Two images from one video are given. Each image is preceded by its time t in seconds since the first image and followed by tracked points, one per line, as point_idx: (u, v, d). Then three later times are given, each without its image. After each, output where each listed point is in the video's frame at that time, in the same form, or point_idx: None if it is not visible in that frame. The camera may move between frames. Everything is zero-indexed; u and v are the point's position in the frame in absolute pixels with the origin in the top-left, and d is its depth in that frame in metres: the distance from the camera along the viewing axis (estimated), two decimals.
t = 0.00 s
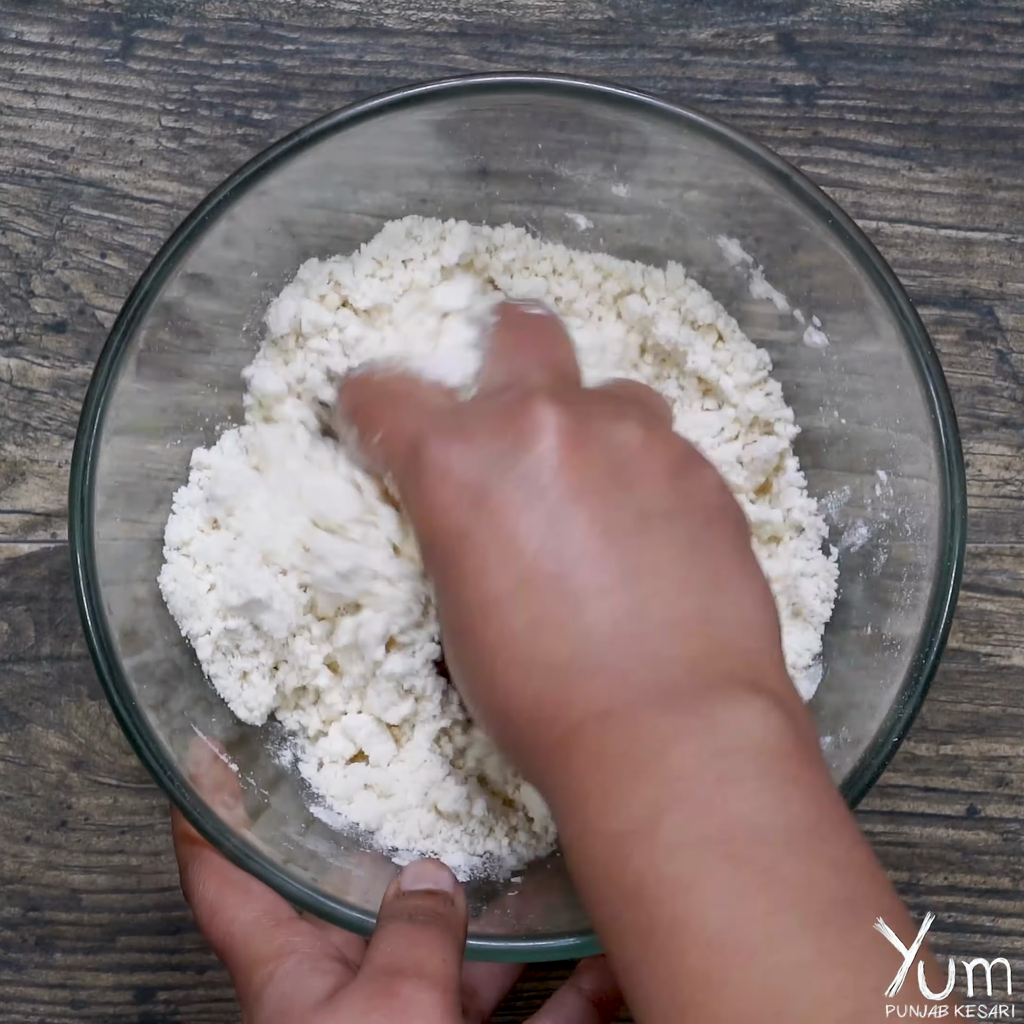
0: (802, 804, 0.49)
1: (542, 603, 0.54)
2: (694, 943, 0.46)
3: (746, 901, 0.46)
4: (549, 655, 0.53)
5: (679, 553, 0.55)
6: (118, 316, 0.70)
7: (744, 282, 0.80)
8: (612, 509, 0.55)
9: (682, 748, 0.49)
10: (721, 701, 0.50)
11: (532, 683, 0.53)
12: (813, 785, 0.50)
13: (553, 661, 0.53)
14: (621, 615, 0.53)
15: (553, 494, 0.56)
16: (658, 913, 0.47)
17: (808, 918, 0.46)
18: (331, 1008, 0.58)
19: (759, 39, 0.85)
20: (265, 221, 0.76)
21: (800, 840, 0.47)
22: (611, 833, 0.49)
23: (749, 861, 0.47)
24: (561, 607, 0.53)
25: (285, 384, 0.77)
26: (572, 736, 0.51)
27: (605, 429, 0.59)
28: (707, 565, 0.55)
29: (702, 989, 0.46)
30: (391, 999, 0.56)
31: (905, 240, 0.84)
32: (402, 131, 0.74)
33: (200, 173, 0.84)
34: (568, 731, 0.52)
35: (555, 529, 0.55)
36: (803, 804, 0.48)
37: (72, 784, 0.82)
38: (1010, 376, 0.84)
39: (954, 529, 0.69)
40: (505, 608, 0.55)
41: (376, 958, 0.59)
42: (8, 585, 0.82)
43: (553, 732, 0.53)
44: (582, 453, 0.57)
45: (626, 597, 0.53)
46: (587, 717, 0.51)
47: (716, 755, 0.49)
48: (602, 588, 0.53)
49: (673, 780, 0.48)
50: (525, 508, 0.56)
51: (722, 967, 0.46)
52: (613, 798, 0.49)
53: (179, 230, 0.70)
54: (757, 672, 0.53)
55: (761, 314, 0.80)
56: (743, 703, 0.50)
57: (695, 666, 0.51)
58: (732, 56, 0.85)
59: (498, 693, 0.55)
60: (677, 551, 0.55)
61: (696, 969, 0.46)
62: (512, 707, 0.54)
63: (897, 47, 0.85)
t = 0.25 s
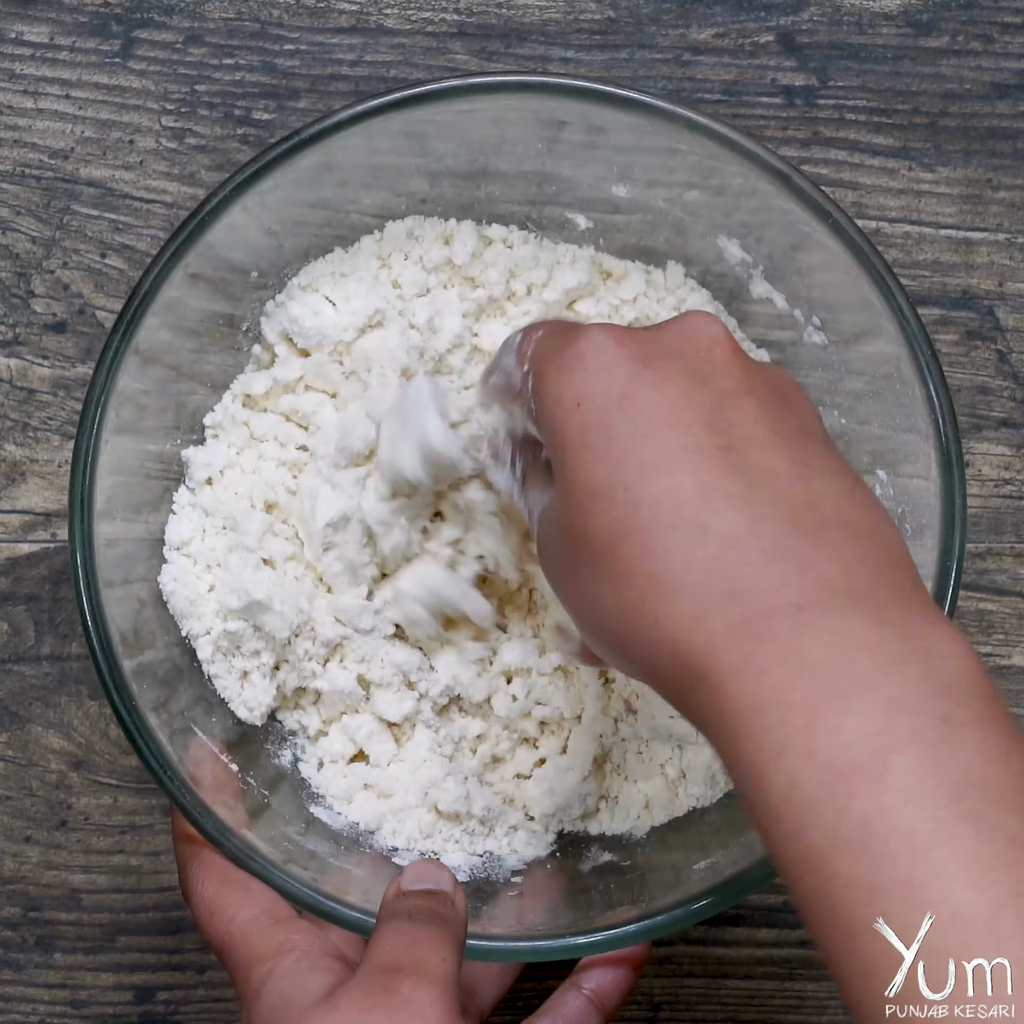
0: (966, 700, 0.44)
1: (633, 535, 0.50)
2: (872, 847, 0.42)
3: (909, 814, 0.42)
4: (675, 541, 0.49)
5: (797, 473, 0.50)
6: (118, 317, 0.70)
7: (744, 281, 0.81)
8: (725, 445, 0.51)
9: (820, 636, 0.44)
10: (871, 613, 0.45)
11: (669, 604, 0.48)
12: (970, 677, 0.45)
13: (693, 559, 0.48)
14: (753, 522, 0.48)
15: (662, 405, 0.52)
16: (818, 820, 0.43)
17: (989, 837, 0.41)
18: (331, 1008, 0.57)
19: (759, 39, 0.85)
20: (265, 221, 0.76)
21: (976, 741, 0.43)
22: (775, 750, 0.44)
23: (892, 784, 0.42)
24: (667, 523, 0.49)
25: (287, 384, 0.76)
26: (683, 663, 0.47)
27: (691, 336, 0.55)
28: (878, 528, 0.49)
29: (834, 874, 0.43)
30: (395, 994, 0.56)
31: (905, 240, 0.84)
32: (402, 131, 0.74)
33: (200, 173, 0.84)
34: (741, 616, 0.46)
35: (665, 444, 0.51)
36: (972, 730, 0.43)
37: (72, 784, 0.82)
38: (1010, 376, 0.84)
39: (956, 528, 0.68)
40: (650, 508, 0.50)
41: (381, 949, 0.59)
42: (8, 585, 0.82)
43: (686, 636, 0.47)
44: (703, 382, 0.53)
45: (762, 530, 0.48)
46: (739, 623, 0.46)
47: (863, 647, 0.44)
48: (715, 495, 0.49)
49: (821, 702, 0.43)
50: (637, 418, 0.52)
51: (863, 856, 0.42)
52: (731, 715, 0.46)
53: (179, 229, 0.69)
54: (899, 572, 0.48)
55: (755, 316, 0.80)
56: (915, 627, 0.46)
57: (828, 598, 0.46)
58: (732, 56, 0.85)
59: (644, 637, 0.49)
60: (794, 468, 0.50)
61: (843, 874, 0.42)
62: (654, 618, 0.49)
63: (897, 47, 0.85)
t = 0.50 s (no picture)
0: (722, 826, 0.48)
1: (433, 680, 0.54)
2: (662, 987, 0.46)
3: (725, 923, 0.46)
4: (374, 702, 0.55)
5: (561, 660, 0.55)
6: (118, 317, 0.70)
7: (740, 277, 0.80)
8: (475, 585, 0.59)
9: (599, 826, 0.48)
10: (711, 826, 0.48)
11: (444, 783, 0.52)
12: (756, 825, 0.49)
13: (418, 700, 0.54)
14: (524, 697, 0.53)
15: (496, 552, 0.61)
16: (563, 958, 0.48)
17: (748, 991, 0.45)
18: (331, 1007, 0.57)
19: (759, 39, 0.85)
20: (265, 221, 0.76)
21: (789, 887, 0.48)
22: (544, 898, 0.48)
23: (700, 910, 0.47)
24: (435, 691, 0.54)
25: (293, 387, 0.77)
26: (393, 790, 0.53)
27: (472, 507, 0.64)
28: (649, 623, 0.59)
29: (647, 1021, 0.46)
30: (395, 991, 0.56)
31: (905, 240, 0.84)
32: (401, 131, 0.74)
33: (200, 173, 0.84)
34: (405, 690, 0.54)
35: (476, 629, 0.56)
36: (743, 872, 0.47)
37: (72, 784, 0.82)
38: (1010, 376, 0.84)
39: (954, 525, 0.69)
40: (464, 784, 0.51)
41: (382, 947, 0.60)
42: (8, 585, 0.82)
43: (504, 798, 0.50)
44: (477, 549, 0.61)
45: (552, 719, 0.52)
46: (479, 797, 0.51)
47: (634, 811, 0.48)
48: (502, 664, 0.54)
49: (638, 869, 0.47)
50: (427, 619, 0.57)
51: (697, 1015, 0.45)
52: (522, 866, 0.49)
53: (179, 230, 0.69)
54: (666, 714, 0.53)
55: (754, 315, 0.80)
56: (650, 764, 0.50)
57: (595, 772, 0.50)
58: (732, 56, 0.85)
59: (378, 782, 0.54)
60: (566, 644, 0.55)
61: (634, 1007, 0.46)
62: (401, 741, 0.54)
63: (897, 47, 0.85)
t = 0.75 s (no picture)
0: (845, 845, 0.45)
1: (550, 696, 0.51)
2: (787, 1003, 0.44)
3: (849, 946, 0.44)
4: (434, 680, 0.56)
5: (686, 677, 0.50)
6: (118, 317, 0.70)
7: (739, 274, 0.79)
8: (598, 595, 0.54)
9: (704, 838, 0.46)
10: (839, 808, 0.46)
11: (574, 796, 0.49)
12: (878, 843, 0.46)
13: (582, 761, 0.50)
14: (649, 717, 0.49)
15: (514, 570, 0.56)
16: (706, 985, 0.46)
17: (862, 921, 0.44)
18: (334, 1007, 0.57)
19: (759, 39, 0.85)
20: (266, 221, 0.76)
21: (864, 857, 0.45)
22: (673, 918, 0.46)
23: (811, 945, 0.44)
24: (561, 711, 0.50)
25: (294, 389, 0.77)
26: (509, 790, 0.52)
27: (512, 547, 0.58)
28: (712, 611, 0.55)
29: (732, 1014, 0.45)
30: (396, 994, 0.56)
31: (905, 240, 0.84)
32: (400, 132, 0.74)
33: (200, 173, 0.84)
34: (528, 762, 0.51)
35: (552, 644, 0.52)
36: (858, 866, 0.45)
37: (72, 784, 0.82)
38: (1010, 376, 0.84)
39: (954, 519, 0.69)
40: (499, 754, 0.52)
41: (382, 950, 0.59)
42: (8, 585, 0.82)
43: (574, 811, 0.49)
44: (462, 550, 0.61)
45: (614, 681, 0.50)
46: (617, 813, 0.48)
47: (787, 833, 0.45)
48: (628, 686, 0.50)
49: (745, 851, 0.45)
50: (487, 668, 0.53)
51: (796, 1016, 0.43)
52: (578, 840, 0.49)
53: (179, 230, 0.69)
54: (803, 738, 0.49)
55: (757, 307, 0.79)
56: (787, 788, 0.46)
57: (724, 781, 0.46)
58: (732, 56, 0.85)
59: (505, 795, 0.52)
60: (684, 670, 0.50)
61: None
62: (502, 777, 0.52)
63: (897, 47, 0.85)
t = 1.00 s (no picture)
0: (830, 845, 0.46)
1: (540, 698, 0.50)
2: (787, 1004, 0.45)
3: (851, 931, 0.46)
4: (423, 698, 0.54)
5: (686, 678, 0.50)
6: (118, 318, 0.70)
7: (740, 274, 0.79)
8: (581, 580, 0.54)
9: (705, 836, 0.47)
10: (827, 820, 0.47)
11: (570, 797, 0.49)
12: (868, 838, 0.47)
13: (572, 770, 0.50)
14: (630, 701, 0.49)
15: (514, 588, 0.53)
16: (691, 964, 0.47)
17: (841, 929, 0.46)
18: (333, 1008, 0.58)
19: (759, 39, 0.85)
20: (266, 221, 0.75)
21: (866, 855, 0.47)
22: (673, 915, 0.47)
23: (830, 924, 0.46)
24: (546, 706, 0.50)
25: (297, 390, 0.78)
26: (499, 798, 0.51)
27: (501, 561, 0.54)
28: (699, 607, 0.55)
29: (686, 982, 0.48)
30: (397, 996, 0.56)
31: (905, 240, 0.84)
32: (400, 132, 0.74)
33: (200, 173, 0.84)
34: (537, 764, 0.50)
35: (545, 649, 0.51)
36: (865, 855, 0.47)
37: (72, 784, 0.82)
38: (1010, 376, 0.84)
39: (954, 518, 0.69)
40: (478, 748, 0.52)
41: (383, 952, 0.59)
42: (8, 585, 0.82)
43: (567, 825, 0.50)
44: (450, 552, 0.59)
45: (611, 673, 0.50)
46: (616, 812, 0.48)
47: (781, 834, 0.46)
48: (620, 687, 0.50)
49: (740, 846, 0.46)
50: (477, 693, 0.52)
51: (789, 1007, 0.45)
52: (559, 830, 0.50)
53: (179, 230, 0.69)
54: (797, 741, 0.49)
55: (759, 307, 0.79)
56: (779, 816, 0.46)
57: (720, 780, 0.47)
58: (732, 56, 0.85)
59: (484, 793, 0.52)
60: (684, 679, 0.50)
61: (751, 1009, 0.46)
62: (494, 777, 0.51)
63: (897, 47, 0.85)
